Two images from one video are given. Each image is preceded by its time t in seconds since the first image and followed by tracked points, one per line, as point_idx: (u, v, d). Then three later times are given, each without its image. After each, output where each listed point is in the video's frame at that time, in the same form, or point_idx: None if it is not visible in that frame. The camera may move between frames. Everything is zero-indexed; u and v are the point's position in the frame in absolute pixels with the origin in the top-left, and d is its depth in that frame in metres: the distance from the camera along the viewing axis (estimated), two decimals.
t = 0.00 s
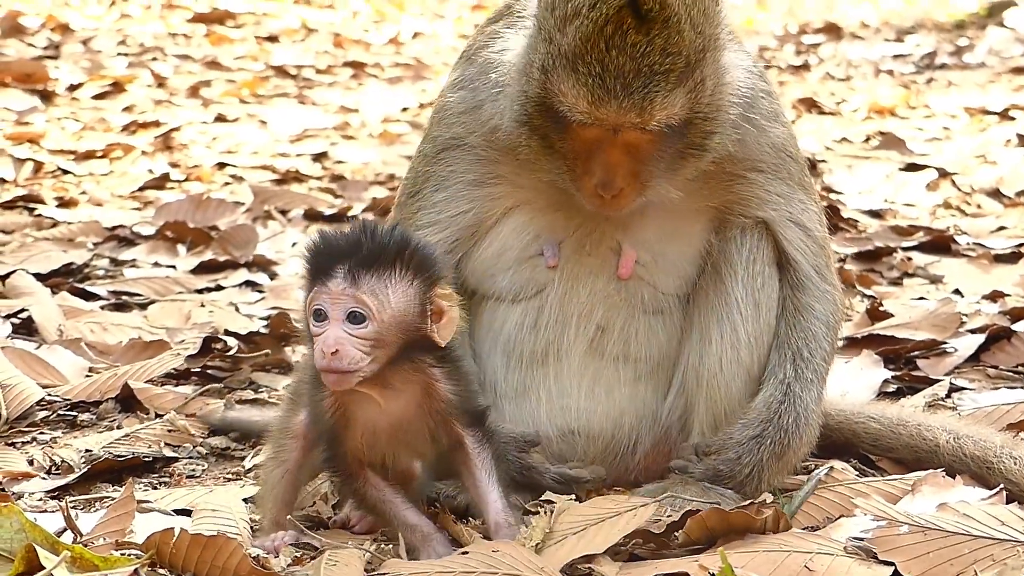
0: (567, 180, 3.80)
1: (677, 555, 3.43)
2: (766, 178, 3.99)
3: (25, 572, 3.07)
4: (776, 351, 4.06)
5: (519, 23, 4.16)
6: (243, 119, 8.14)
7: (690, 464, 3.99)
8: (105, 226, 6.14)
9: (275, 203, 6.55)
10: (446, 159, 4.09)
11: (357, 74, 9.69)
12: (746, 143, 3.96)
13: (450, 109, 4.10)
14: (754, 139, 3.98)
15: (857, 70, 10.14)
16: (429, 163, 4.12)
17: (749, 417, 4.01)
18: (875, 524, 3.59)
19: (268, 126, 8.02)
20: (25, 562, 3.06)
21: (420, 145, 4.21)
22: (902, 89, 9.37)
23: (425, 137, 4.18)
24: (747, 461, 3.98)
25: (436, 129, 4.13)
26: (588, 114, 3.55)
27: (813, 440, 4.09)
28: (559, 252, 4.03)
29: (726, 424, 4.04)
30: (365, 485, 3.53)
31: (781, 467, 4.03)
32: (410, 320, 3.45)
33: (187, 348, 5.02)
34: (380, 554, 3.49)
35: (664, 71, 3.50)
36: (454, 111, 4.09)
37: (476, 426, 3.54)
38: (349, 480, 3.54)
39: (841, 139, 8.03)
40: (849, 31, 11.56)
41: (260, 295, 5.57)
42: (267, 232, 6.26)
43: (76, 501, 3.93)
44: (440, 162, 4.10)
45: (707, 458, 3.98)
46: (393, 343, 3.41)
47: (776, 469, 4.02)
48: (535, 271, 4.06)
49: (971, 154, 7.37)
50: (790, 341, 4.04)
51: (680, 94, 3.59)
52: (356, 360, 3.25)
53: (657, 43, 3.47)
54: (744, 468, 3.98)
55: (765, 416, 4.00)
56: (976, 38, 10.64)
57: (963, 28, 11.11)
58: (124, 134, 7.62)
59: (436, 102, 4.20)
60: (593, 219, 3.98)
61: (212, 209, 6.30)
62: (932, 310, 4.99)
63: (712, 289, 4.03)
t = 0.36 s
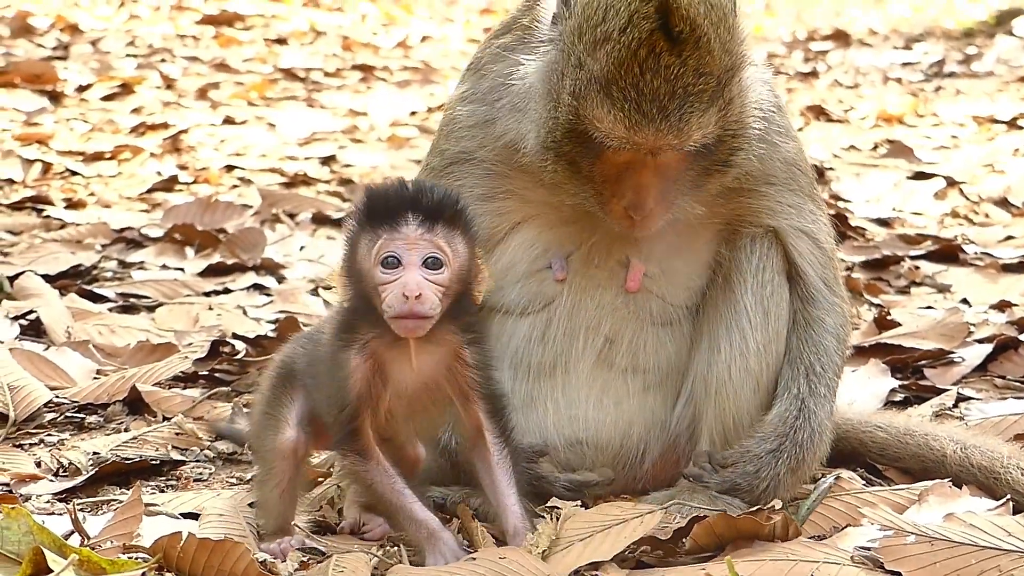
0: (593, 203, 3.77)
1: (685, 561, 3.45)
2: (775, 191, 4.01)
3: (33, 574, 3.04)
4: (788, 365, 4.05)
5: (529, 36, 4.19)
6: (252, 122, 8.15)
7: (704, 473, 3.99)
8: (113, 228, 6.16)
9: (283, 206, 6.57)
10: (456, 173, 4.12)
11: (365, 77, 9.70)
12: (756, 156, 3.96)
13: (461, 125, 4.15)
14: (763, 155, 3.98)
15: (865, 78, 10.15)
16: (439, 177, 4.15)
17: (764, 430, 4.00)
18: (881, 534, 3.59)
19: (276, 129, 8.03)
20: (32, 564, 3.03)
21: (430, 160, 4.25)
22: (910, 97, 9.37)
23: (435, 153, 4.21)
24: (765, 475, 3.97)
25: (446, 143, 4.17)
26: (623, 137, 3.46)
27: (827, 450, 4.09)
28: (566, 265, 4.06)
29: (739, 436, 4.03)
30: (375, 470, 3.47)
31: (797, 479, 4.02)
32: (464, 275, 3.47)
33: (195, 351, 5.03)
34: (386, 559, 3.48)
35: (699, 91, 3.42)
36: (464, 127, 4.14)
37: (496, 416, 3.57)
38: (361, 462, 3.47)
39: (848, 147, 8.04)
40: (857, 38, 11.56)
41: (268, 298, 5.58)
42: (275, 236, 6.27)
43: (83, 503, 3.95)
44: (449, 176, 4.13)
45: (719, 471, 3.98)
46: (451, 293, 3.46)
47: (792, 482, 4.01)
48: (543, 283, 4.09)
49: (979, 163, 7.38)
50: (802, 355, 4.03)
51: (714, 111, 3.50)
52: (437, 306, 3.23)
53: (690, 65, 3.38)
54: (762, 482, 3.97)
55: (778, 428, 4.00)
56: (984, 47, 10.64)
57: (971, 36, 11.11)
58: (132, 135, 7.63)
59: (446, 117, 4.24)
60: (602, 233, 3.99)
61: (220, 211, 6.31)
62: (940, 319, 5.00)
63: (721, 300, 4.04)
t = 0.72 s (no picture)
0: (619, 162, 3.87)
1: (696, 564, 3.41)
2: (777, 188, 4.02)
3: None
4: (794, 366, 4.07)
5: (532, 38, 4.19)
6: (257, 127, 8.17)
7: (716, 474, 3.99)
8: (119, 233, 6.17)
9: (289, 210, 6.58)
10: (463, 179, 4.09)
11: (371, 82, 9.72)
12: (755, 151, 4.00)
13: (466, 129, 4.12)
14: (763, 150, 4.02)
15: (871, 80, 10.17)
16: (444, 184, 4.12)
17: (773, 432, 4.02)
18: (889, 533, 3.59)
19: (282, 134, 8.05)
20: (41, 566, 3.01)
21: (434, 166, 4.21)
22: (916, 99, 9.39)
23: (439, 159, 4.17)
24: (777, 476, 3.99)
25: (451, 148, 4.14)
26: (647, 48, 3.68)
27: (835, 452, 4.12)
28: (573, 269, 4.05)
29: (748, 437, 4.04)
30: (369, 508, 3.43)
31: (807, 478, 4.03)
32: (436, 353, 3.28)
33: (202, 356, 5.04)
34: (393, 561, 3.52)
35: (716, 9, 3.72)
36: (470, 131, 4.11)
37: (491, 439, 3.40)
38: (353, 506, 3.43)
39: (854, 149, 8.06)
40: (863, 41, 11.58)
41: (274, 302, 5.59)
42: (281, 240, 6.28)
43: (91, 507, 3.95)
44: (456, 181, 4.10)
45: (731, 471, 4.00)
46: (422, 373, 3.26)
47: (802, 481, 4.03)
48: (549, 288, 4.07)
49: (985, 165, 7.39)
50: (809, 356, 4.05)
51: (733, 35, 3.78)
52: (401, 393, 3.07)
53: None
54: (774, 483, 3.99)
55: (788, 427, 4.01)
56: (990, 50, 10.66)
57: (976, 38, 11.13)
58: (137, 141, 7.65)
59: (450, 122, 4.21)
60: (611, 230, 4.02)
61: (226, 215, 6.33)
62: (947, 320, 5.00)
63: (728, 302, 4.04)
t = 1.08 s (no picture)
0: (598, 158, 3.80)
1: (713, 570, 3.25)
2: (781, 177, 4.00)
3: (42, 568, 3.00)
4: (797, 356, 4.06)
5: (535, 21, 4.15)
6: (261, 122, 8.18)
7: (718, 465, 3.97)
8: (122, 227, 6.17)
9: (292, 203, 6.59)
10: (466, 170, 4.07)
11: (375, 77, 9.74)
12: (756, 139, 3.98)
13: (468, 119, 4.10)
14: (765, 137, 4.00)
15: (875, 76, 10.20)
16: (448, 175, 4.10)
17: (775, 422, 4.02)
18: (894, 526, 3.56)
19: (285, 129, 8.06)
20: (42, 557, 2.99)
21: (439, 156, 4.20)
22: (921, 94, 9.41)
23: (443, 148, 4.16)
24: (778, 465, 3.98)
25: (454, 138, 4.12)
26: (610, 61, 3.64)
27: (837, 440, 4.12)
28: (577, 259, 4.04)
29: (750, 427, 4.05)
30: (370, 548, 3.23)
31: (810, 468, 4.03)
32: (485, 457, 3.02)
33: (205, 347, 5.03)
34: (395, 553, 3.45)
35: (688, 17, 3.66)
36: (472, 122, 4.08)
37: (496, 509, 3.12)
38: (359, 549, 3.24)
39: (858, 144, 8.08)
40: (867, 38, 11.62)
41: (277, 295, 5.60)
42: (285, 234, 6.29)
43: (93, 497, 3.94)
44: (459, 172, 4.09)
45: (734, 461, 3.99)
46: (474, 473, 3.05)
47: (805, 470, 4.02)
48: (553, 279, 4.07)
49: (990, 160, 7.41)
50: (811, 346, 4.04)
51: (711, 40, 3.74)
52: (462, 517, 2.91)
53: None
54: (774, 472, 3.97)
55: (790, 417, 4.01)
56: (994, 46, 10.69)
57: (981, 34, 11.16)
58: (141, 136, 7.66)
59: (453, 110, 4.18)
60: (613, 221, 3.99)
61: (230, 209, 6.34)
62: (951, 312, 5.01)
63: (733, 292, 4.03)
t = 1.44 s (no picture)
0: (551, 116, 3.77)
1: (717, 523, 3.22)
2: (785, 137, 4.01)
3: (42, 528, 2.91)
4: (800, 316, 4.06)
5: None
6: (262, 87, 8.18)
7: (718, 425, 3.98)
8: (123, 192, 6.17)
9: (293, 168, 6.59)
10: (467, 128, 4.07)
11: (376, 43, 9.72)
12: (753, 96, 3.96)
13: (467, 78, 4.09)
14: (762, 91, 3.98)
15: (877, 42, 10.19)
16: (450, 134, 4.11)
17: (775, 381, 4.02)
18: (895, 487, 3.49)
19: (286, 95, 8.06)
20: (43, 517, 2.89)
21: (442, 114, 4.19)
22: (922, 60, 9.41)
23: (446, 107, 4.16)
24: (778, 425, 3.99)
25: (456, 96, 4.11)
26: (538, 28, 3.57)
27: (838, 401, 4.13)
28: (580, 216, 4.03)
29: (752, 387, 4.04)
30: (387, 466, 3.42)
31: (809, 428, 4.04)
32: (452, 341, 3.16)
33: (206, 310, 5.03)
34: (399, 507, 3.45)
35: None
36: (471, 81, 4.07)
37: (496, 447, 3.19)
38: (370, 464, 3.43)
39: (860, 109, 8.09)
40: (869, 4, 11.60)
41: (279, 259, 5.61)
42: (286, 199, 6.29)
43: (95, 458, 3.93)
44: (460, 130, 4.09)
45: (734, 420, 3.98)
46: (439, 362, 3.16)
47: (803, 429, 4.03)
48: (557, 236, 4.07)
49: (991, 125, 7.41)
50: (812, 305, 4.05)
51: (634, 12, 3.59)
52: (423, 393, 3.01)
53: None
54: (775, 432, 3.98)
55: (788, 377, 4.01)
56: (997, 12, 10.67)
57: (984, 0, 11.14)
58: (142, 102, 7.65)
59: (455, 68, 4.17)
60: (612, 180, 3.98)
61: (231, 173, 6.35)
62: (952, 275, 5.03)
63: (737, 251, 4.03)
